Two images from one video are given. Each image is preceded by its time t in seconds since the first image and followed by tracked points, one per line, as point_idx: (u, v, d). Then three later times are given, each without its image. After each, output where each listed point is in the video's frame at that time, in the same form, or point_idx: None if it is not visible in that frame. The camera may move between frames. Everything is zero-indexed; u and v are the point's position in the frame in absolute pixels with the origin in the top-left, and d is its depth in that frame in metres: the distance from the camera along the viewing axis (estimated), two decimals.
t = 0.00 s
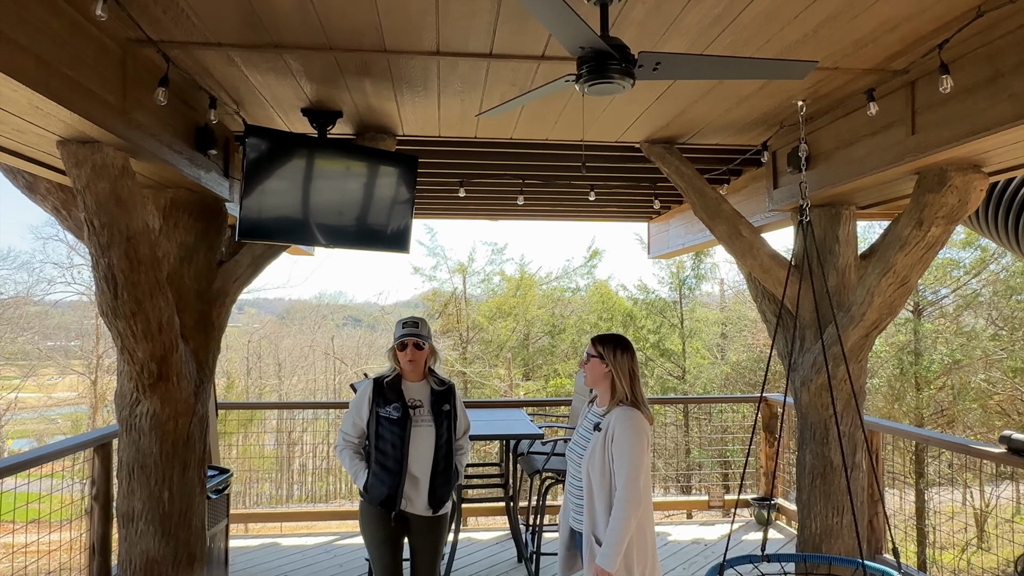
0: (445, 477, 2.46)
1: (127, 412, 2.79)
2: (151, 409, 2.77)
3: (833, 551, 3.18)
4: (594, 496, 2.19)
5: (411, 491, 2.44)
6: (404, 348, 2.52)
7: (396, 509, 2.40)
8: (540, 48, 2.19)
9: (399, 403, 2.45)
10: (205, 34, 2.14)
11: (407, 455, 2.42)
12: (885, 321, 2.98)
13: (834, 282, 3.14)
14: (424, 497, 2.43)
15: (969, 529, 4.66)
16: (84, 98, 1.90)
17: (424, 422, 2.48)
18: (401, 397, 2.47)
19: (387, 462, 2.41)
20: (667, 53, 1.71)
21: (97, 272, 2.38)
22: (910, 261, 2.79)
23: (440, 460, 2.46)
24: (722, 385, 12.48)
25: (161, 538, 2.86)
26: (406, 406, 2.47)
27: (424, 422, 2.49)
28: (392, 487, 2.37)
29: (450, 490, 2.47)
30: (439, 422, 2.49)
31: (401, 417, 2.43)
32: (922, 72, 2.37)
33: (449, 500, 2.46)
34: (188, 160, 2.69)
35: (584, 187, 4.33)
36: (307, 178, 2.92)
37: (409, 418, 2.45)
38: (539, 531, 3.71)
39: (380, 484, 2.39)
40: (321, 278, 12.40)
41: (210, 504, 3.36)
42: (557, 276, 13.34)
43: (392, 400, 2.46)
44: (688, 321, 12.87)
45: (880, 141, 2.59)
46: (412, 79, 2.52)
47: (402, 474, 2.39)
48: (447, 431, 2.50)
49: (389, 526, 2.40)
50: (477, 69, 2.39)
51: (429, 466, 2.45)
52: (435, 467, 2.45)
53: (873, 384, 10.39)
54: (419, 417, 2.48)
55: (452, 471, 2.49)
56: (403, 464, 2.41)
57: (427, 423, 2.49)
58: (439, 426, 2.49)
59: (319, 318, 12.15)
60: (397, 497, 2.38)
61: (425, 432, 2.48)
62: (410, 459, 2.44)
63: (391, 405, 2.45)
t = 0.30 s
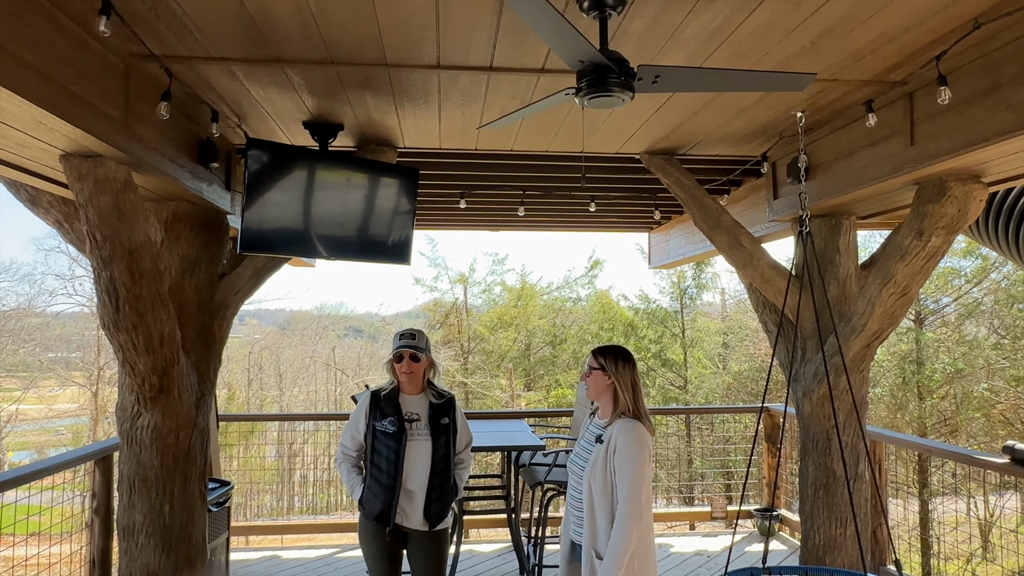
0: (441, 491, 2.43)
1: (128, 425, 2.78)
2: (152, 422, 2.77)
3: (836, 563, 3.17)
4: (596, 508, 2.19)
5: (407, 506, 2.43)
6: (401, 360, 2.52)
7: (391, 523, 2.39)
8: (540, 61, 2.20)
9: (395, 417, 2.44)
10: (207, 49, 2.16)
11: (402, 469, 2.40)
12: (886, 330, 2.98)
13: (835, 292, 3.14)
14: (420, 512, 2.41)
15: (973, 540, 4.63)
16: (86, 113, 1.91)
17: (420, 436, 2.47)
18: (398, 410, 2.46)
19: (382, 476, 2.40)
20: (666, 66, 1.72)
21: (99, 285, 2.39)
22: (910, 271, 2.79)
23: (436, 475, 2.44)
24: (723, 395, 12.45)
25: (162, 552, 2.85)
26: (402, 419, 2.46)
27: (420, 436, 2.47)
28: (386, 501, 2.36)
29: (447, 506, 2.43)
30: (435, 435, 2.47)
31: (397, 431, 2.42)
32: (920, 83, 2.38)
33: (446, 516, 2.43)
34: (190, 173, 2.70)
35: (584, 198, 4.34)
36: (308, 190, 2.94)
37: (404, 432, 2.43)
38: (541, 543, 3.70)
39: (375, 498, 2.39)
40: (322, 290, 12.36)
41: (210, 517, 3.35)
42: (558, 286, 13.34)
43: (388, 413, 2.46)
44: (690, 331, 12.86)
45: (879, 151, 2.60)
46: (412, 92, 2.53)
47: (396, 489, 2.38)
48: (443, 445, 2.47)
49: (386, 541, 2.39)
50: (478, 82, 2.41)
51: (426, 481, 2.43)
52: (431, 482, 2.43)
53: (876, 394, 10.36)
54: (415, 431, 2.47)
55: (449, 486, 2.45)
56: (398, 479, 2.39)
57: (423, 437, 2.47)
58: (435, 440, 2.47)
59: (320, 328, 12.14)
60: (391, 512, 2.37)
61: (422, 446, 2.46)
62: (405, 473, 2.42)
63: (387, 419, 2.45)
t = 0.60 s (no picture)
0: (441, 502, 2.41)
1: (130, 435, 2.78)
2: (154, 432, 2.77)
3: (840, 572, 3.15)
4: (600, 519, 2.18)
5: (409, 514, 2.43)
6: (405, 369, 2.51)
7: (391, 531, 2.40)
8: (540, 71, 2.21)
9: (398, 425, 2.46)
10: (209, 60, 2.17)
11: (402, 477, 2.41)
12: (888, 338, 2.98)
13: (836, 299, 3.14)
14: (420, 520, 2.41)
15: (979, 548, 4.61)
16: (89, 125, 1.92)
17: (422, 445, 2.47)
18: (401, 418, 2.48)
19: (382, 483, 2.42)
20: (666, 76, 1.73)
21: (101, 296, 2.40)
22: (912, 278, 2.79)
23: (437, 484, 2.43)
24: (726, 403, 12.42)
25: (164, 562, 2.84)
26: (405, 427, 2.47)
27: (422, 445, 2.47)
28: (385, 509, 2.37)
29: (447, 517, 2.41)
30: (436, 445, 2.46)
31: (398, 439, 2.43)
32: (920, 91, 2.39)
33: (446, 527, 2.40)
34: (193, 184, 2.71)
35: (585, 206, 4.34)
36: (311, 199, 2.95)
37: (405, 440, 2.44)
38: (544, 552, 3.69)
39: (375, 505, 2.40)
40: (325, 298, 12.35)
41: (211, 527, 3.33)
42: (560, 294, 13.33)
43: (391, 421, 2.47)
44: (692, 338, 12.85)
45: (879, 159, 2.61)
46: (413, 103, 2.54)
47: (395, 496, 2.38)
48: (444, 454, 2.46)
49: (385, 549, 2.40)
50: (479, 92, 2.42)
51: (426, 490, 2.42)
52: (432, 491, 2.42)
53: (879, 401, 10.33)
54: (417, 440, 2.47)
55: (450, 496, 2.43)
56: (398, 487, 2.40)
57: (425, 446, 2.47)
58: (437, 449, 2.46)
59: (323, 336, 12.13)
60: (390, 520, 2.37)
61: (423, 455, 2.46)
62: (406, 482, 2.42)
63: (389, 427, 2.46)
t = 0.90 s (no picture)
0: (452, 503, 2.45)
1: (133, 442, 2.78)
2: (157, 438, 2.77)
3: None
4: (605, 524, 2.17)
5: (422, 516, 2.48)
6: (427, 375, 2.59)
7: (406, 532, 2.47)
8: (541, 78, 2.22)
9: (409, 428, 2.52)
10: (212, 68, 2.18)
11: (413, 479, 2.47)
12: (891, 343, 2.97)
13: (839, 304, 3.14)
14: (433, 522, 2.46)
15: (984, 552, 4.59)
16: (94, 133, 1.93)
17: (432, 447, 2.52)
18: (413, 422, 2.54)
19: (395, 485, 2.49)
20: (667, 82, 1.73)
21: (105, 303, 2.41)
22: (914, 283, 2.79)
23: (447, 486, 2.47)
24: (730, 407, 12.40)
25: (167, 569, 2.84)
26: (416, 430, 2.53)
27: (432, 447, 2.52)
28: (397, 509, 2.45)
29: (458, 518, 2.43)
30: (446, 447, 2.51)
31: (409, 441, 2.50)
32: (921, 96, 2.39)
33: (457, 529, 2.43)
34: (195, 191, 2.72)
35: (587, 211, 4.35)
36: (314, 204, 2.96)
37: (415, 442, 2.51)
38: (547, 558, 3.68)
39: (389, 505, 2.49)
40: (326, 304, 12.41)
41: (215, 533, 3.35)
42: (563, 298, 13.30)
43: (403, 424, 2.54)
44: (695, 343, 12.85)
45: (881, 163, 2.61)
46: (415, 109, 2.55)
47: (407, 498, 2.45)
48: (454, 456, 2.50)
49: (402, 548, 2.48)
50: (480, 99, 2.43)
51: (437, 492, 2.47)
52: (442, 493, 2.46)
53: (884, 405, 10.30)
54: (429, 442, 2.53)
55: (461, 497, 2.46)
56: (410, 488, 2.46)
57: (436, 448, 2.52)
58: (446, 451, 2.50)
59: (325, 340, 12.11)
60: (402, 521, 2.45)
61: (433, 457, 2.51)
62: (418, 484, 2.49)
63: (402, 430, 2.53)
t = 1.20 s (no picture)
0: (472, 500, 2.52)
1: (138, 444, 2.80)
2: (162, 440, 2.78)
3: None
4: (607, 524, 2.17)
5: (445, 514, 2.57)
6: (449, 384, 2.63)
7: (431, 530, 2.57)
8: (542, 80, 2.22)
9: (429, 430, 2.59)
10: (215, 72, 2.19)
11: (435, 479, 2.56)
12: (895, 342, 2.96)
13: (843, 304, 3.13)
14: (455, 519, 2.55)
15: (990, 553, 4.57)
16: (97, 137, 1.95)
17: (450, 447, 2.59)
18: (432, 424, 2.61)
19: (418, 486, 2.59)
20: (668, 84, 1.74)
21: (110, 305, 2.42)
22: (918, 283, 2.78)
23: (467, 484, 2.54)
24: (734, 407, 12.38)
25: (173, 571, 2.86)
26: (436, 432, 2.60)
27: (451, 447, 2.59)
28: (422, 509, 2.55)
29: (479, 515, 2.51)
30: (463, 446, 2.57)
31: (428, 443, 2.58)
32: (923, 96, 2.38)
33: (478, 526, 2.51)
34: (199, 193, 2.73)
35: (590, 212, 4.35)
36: (319, 206, 2.97)
37: (434, 443, 2.58)
38: (551, 558, 3.68)
39: (414, 505, 2.58)
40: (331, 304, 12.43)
41: (220, 534, 3.35)
42: (566, 299, 13.31)
43: (422, 427, 2.62)
44: (699, 343, 12.83)
45: (883, 164, 2.60)
46: (417, 112, 2.56)
47: (429, 498, 2.55)
48: (471, 455, 2.57)
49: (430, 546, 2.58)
50: (482, 101, 2.43)
51: (457, 490, 2.55)
52: (462, 491, 2.54)
53: (888, 405, 10.27)
54: (447, 442, 2.60)
55: (480, 494, 2.53)
56: (432, 488, 2.56)
57: (454, 448, 2.59)
58: (463, 449, 2.57)
59: (330, 342, 12.26)
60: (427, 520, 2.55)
61: (453, 456, 2.58)
62: (439, 483, 2.58)
63: (421, 432, 2.61)
